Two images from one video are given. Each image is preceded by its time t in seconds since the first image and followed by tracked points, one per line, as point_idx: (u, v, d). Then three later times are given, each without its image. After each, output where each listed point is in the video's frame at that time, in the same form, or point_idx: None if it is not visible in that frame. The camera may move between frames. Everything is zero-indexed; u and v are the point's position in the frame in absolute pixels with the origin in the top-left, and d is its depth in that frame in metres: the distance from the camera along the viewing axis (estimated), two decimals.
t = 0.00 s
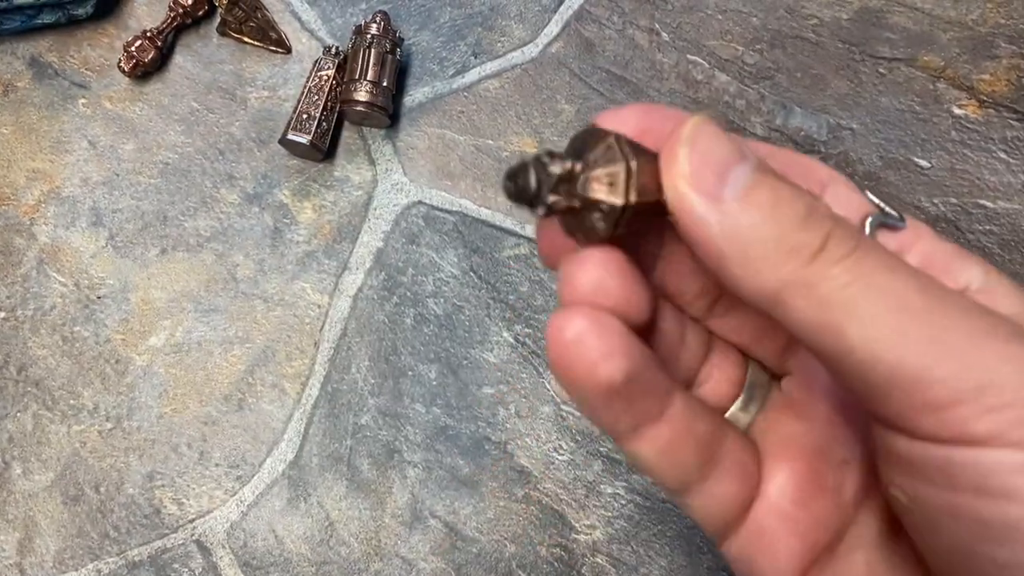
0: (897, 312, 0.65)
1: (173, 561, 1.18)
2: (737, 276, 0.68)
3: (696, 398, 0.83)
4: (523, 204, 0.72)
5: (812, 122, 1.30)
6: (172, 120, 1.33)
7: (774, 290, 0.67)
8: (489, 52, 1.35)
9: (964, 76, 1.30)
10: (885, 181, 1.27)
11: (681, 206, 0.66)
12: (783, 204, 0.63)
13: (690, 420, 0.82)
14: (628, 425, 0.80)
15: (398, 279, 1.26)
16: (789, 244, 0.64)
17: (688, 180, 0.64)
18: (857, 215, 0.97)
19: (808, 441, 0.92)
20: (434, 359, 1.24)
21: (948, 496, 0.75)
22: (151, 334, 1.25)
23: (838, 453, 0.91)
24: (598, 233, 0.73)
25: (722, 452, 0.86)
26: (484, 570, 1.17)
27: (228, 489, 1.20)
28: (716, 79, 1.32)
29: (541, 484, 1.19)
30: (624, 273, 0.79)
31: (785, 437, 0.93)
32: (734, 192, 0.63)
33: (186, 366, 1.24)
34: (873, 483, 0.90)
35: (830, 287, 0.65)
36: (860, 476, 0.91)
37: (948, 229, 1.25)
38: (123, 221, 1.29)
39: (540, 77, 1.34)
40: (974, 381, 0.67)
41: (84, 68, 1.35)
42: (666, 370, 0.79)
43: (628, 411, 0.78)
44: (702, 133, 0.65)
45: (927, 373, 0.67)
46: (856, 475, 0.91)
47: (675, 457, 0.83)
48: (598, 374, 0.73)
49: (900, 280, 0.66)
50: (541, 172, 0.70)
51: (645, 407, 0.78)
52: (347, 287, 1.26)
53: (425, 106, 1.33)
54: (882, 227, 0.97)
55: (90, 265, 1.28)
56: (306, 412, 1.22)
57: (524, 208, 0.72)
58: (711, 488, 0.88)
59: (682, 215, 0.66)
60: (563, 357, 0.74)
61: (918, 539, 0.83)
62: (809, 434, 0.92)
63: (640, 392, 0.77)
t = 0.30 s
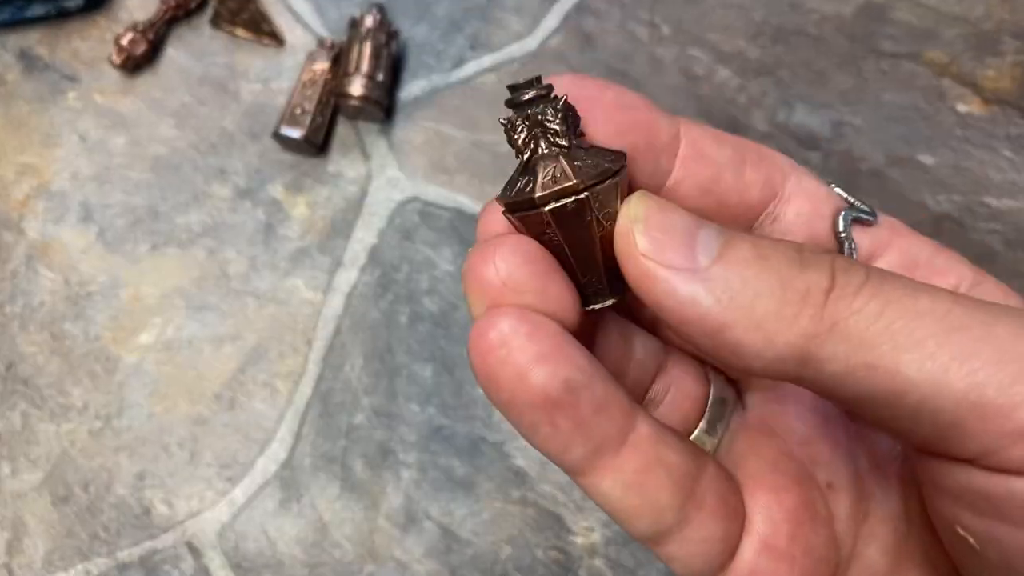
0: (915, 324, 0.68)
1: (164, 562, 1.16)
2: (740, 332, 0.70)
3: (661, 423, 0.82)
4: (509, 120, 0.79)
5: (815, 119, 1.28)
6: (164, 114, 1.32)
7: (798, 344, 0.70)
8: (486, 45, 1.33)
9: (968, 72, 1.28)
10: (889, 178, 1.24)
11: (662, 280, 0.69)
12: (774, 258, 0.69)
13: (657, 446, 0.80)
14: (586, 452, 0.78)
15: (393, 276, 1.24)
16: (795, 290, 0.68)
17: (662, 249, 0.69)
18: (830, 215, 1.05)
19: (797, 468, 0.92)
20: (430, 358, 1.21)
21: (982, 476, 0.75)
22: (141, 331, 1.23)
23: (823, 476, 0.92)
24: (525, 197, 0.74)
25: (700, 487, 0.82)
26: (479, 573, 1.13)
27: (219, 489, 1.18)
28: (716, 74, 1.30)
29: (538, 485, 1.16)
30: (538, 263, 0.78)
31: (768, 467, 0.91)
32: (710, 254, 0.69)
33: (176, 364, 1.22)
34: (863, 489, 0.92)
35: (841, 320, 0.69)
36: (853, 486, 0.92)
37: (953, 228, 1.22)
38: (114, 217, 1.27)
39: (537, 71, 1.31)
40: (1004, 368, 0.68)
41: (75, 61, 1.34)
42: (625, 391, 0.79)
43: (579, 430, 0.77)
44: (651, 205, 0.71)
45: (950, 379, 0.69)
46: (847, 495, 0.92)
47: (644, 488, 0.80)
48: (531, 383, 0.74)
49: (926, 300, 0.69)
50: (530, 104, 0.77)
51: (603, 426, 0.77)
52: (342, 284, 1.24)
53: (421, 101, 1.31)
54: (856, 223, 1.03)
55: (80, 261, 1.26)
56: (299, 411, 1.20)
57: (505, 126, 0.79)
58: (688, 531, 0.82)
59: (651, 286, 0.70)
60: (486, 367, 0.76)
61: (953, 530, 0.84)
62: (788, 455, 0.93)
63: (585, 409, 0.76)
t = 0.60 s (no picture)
0: (910, 377, 0.61)
1: (162, 562, 1.14)
2: (726, 397, 0.63)
3: (635, 445, 0.83)
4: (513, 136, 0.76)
5: (816, 118, 1.27)
6: (162, 113, 1.31)
7: (790, 407, 0.63)
8: (486, 44, 1.33)
9: (969, 72, 1.27)
10: (890, 178, 1.23)
11: (638, 346, 0.63)
12: (754, 311, 0.61)
13: (633, 468, 0.80)
14: (561, 475, 0.79)
15: (393, 275, 1.24)
16: (779, 349, 0.61)
17: (635, 314, 0.63)
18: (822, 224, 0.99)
19: (783, 490, 0.90)
20: (429, 358, 1.21)
21: (990, 525, 0.68)
22: (140, 330, 1.23)
23: (812, 497, 0.90)
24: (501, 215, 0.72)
25: (678, 507, 0.83)
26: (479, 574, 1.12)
27: (217, 489, 1.17)
28: (717, 73, 1.30)
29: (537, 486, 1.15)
30: (489, 282, 0.81)
31: (755, 488, 0.91)
32: (686, 315, 0.62)
33: (174, 363, 1.21)
34: (854, 510, 0.89)
35: (831, 380, 0.62)
36: (844, 505, 0.89)
37: (953, 228, 1.21)
38: (112, 215, 1.27)
39: (538, 70, 1.31)
40: (1011, 414, 0.61)
41: (75, 59, 1.34)
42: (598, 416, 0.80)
43: (551, 454, 0.77)
44: (622, 267, 0.65)
45: (946, 432, 0.62)
46: (835, 517, 0.89)
47: (621, 511, 0.80)
48: (502, 410, 0.75)
49: (918, 347, 0.62)
50: (540, 129, 0.74)
51: (576, 451, 0.78)
52: (341, 283, 1.24)
53: (420, 100, 1.31)
54: (846, 233, 0.99)
55: (78, 259, 1.25)
56: (298, 410, 1.19)
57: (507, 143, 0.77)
58: (668, 552, 0.82)
59: (629, 353, 0.64)
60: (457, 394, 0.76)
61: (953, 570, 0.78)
62: (774, 478, 0.91)
63: (556, 435, 0.76)
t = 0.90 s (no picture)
0: (866, 411, 0.61)
1: (160, 562, 1.14)
2: (693, 430, 0.63)
3: (635, 439, 0.84)
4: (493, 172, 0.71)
5: (815, 118, 1.27)
6: (161, 112, 1.31)
7: (754, 440, 0.63)
8: (485, 44, 1.33)
9: (969, 72, 1.27)
10: (889, 177, 1.23)
11: (609, 379, 0.64)
12: (718, 346, 0.61)
13: (631, 461, 0.82)
14: (561, 467, 0.81)
15: (392, 274, 1.24)
16: (741, 386, 0.61)
17: (605, 348, 0.64)
18: (840, 227, 0.97)
19: (783, 485, 0.89)
20: (428, 357, 1.21)
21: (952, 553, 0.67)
22: (138, 329, 1.23)
23: (812, 494, 0.88)
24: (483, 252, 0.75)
25: (677, 501, 0.84)
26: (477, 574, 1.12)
27: (216, 488, 1.17)
28: (716, 73, 1.30)
29: (536, 485, 1.15)
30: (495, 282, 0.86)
31: (755, 486, 0.90)
32: (654, 350, 0.62)
33: (173, 362, 1.21)
34: (854, 506, 0.87)
35: (790, 415, 0.62)
36: (845, 503, 0.87)
37: (952, 228, 1.20)
38: (111, 214, 1.27)
39: (537, 70, 1.31)
40: (963, 448, 0.60)
41: (73, 58, 1.34)
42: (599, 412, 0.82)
43: (551, 447, 0.79)
44: (595, 302, 0.65)
45: (902, 462, 0.62)
46: (834, 515, 0.87)
47: (619, 501, 0.82)
48: (502, 403, 0.78)
49: (878, 380, 0.61)
50: (523, 163, 0.70)
51: (575, 444, 0.80)
52: (340, 283, 1.24)
53: (419, 100, 1.31)
54: (864, 237, 0.97)
55: (77, 259, 1.25)
56: (296, 410, 1.19)
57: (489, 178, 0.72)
58: (667, 543, 0.84)
59: (601, 384, 0.65)
60: (461, 387, 0.79)
61: None
62: (774, 476, 0.90)
63: (554, 428, 0.79)
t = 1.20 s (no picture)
0: (836, 431, 0.61)
1: (159, 561, 1.15)
2: (670, 441, 0.63)
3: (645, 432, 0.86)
4: (481, 183, 0.71)
5: (813, 117, 1.27)
6: (160, 112, 1.31)
7: (726, 453, 0.63)
8: (484, 43, 1.33)
9: (968, 71, 1.27)
10: (887, 177, 1.23)
11: (591, 392, 0.64)
12: (695, 365, 0.61)
13: (638, 455, 0.85)
14: (571, 458, 0.85)
15: (390, 274, 1.23)
16: (716, 404, 0.61)
17: (585, 363, 0.64)
18: (845, 211, 0.97)
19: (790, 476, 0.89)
20: (427, 357, 1.21)
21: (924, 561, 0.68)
22: (137, 329, 1.23)
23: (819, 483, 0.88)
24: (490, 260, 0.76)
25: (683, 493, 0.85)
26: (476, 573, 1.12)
27: (215, 488, 1.17)
28: (715, 73, 1.30)
29: (535, 485, 1.15)
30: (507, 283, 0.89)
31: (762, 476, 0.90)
32: (632, 367, 0.62)
33: (172, 361, 1.21)
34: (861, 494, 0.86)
35: (762, 434, 0.62)
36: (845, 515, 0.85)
37: (951, 227, 1.20)
38: (109, 214, 1.27)
39: (536, 69, 1.31)
40: (928, 469, 0.60)
41: (72, 58, 1.34)
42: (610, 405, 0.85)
43: (559, 440, 0.83)
44: (578, 320, 0.65)
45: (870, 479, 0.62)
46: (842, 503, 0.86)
47: (626, 492, 0.85)
48: (512, 397, 0.83)
49: (849, 401, 0.61)
50: (506, 178, 0.69)
51: (582, 437, 0.84)
52: (339, 283, 1.24)
53: (418, 99, 1.31)
54: (871, 221, 0.96)
55: (76, 259, 1.25)
56: (295, 409, 1.19)
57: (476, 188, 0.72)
58: (673, 533, 0.86)
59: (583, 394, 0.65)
60: (475, 380, 0.85)
61: None
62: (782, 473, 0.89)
63: (562, 423, 0.82)
